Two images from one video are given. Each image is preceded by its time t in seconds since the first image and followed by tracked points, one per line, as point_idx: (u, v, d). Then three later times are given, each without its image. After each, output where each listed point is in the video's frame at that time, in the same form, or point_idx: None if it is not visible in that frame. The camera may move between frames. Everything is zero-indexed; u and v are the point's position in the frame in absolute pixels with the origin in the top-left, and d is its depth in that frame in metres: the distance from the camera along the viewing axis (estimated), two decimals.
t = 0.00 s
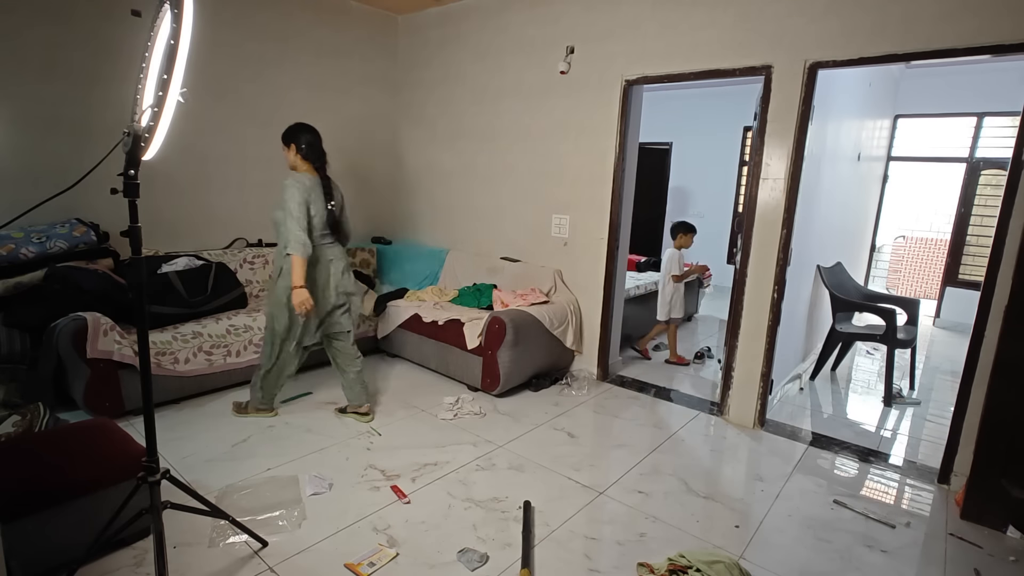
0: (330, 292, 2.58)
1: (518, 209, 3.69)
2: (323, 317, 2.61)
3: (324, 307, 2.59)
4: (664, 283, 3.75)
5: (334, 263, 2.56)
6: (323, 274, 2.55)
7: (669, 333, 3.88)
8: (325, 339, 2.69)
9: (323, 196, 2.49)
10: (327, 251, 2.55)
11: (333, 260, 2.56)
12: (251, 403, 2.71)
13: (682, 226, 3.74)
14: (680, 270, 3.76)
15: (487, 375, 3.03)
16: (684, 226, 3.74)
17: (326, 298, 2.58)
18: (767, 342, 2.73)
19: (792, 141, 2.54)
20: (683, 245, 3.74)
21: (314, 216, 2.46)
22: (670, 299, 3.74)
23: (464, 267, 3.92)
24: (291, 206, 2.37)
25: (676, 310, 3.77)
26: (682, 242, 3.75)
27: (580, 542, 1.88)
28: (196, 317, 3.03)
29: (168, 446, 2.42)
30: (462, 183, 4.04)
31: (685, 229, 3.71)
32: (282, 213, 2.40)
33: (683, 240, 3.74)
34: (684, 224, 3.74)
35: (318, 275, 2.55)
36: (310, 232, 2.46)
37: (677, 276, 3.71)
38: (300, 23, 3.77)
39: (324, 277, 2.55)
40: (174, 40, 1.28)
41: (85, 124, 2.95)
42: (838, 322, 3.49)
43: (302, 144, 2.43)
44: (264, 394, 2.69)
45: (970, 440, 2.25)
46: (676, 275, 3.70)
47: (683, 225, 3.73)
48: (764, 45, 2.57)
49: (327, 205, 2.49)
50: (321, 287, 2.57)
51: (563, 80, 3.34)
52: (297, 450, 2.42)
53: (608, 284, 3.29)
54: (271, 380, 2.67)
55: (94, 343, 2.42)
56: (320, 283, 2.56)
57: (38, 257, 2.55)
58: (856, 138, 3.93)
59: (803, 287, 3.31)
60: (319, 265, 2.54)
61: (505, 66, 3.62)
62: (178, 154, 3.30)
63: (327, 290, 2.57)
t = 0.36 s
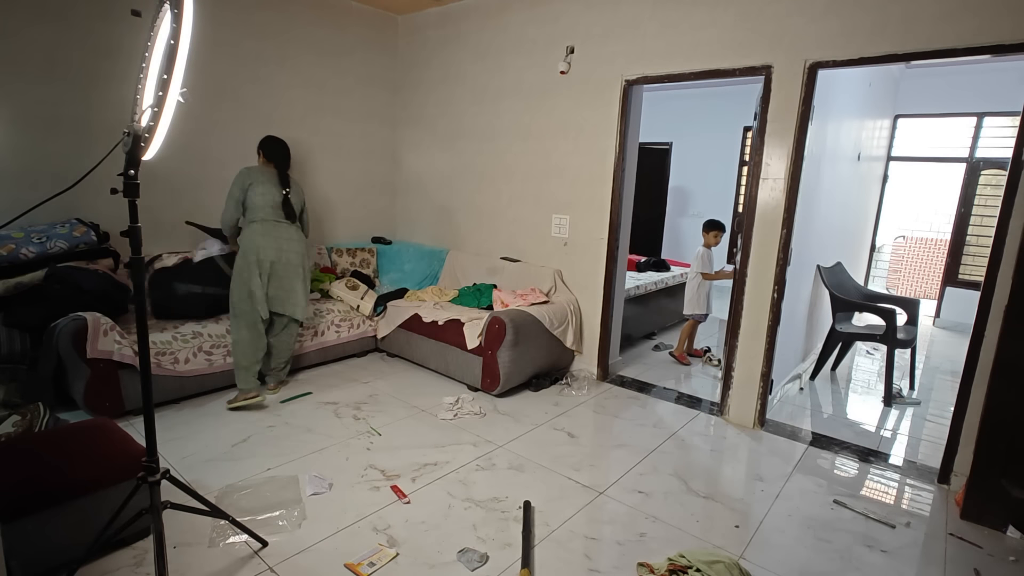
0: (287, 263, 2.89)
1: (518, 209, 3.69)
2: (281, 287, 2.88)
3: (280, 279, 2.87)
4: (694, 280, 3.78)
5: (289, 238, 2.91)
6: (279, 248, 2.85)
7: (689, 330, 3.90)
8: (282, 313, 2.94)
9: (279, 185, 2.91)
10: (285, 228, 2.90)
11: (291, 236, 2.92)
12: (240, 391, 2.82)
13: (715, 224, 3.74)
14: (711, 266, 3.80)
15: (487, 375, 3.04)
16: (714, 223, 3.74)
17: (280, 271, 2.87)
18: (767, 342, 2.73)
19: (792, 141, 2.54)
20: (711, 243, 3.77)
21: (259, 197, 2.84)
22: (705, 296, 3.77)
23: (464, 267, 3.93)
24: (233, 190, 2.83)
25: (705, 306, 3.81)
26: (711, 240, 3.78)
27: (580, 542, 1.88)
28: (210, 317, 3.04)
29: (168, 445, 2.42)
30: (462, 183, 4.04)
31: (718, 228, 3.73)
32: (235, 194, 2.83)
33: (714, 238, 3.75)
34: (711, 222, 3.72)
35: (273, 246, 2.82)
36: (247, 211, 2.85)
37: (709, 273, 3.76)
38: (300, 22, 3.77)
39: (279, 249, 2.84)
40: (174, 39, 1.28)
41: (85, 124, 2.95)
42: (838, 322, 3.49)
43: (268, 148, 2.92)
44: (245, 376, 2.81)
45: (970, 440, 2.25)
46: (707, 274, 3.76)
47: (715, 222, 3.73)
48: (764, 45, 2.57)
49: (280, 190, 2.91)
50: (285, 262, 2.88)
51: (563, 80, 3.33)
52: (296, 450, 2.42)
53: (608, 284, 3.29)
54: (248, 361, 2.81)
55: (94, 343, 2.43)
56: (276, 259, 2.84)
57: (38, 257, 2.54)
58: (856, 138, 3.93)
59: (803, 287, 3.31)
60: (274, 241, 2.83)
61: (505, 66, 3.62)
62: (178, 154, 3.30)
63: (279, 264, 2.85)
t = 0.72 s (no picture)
0: (240, 267, 2.83)
1: (518, 209, 3.69)
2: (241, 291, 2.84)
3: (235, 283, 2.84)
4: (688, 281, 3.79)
5: (239, 240, 2.84)
6: (227, 252, 2.81)
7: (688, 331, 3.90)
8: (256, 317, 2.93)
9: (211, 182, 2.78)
10: (233, 230, 2.84)
11: (240, 237, 2.84)
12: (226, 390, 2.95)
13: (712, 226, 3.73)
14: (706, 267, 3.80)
15: (487, 375, 3.04)
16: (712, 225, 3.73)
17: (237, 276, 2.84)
18: (767, 343, 2.73)
19: (792, 141, 2.54)
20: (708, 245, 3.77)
21: (202, 202, 2.80)
22: (696, 295, 3.77)
23: (464, 268, 3.93)
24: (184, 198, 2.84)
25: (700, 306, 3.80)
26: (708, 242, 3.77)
27: (580, 542, 1.88)
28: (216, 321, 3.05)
29: (168, 445, 2.42)
30: (462, 183, 4.04)
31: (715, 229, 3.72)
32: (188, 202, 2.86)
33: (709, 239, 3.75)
34: (709, 223, 3.72)
35: (222, 252, 2.80)
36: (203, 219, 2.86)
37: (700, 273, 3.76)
38: (300, 22, 3.77)
39: (228, 254, 2.81)
40: (174, 40, 1.28)
41: (85, 124, 2.95)
42: (838, 322, 3.49)
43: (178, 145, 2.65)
44: (230, 377, 2.89)
45: (970, 440, 2.25)
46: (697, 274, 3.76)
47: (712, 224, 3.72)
48: (764, 45, 2.57)
49: (214, 186, 2.78)
50: (239, 265, 2.84)
51: (564, 80, 3.33)
52: (296, 450, 2.42)
53: (608, 284, 3.29)
54: (231, 363, 2.88)
55: (94, 343, 2.43)
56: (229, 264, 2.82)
57: (38, 257, 2.52)
58: (856, 138, 3.93)
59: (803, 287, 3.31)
60: (223, 246, 2.80)
61: (505, 66, 3.62)
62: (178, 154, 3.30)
63: (233, 269, 2.83)
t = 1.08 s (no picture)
0: (250, 267, 2.85)
1: (518, 209, 3.69)
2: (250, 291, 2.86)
3: (247, 283, 2.85)
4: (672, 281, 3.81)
5: (249, 240, 2.86)
6: (235, 253, 2.80)
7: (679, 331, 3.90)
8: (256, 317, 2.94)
9: (208, 183, 2.78)
10: (241, 230, 2.84)
11: (249, 237, 2.86)
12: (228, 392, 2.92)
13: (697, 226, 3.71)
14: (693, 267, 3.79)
15: (487, 375, 3.04)
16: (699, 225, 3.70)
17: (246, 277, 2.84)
18: (767, 343, 2.73)
19: (792, 141, 2.54)
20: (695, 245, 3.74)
21: (203, 204, 2.76)
22: (681, 295, 3.81)
23: (464, 268, 3.93)
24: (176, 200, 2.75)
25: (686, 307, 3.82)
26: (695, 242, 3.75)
27: (580, 541, 1.88)
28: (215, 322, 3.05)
29: (168, 445, 2.42)
30: (462, 183, 4.04)
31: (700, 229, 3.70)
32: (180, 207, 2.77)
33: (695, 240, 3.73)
34: (694, 223, 3.71)
35: (231, 253, 2.79)
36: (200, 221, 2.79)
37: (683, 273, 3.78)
38: (300, 23, 3.77)
39: (237, 254, 2.80)
40: (174, 40, 1.28)
41: (85, 125, 2.95)
42: (838, 322, 3.49)
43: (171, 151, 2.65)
44: (230, 377, 2.89)
45: (970, 440, 2.25)
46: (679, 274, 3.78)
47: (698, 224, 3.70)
48: (764, 45, 2.57)
49: (211, 188, 2.79)
50: (247, 265, 2.85)
51: (564, 80, 3.33)
52: (296, 450, 2.42)
53: (608, 284, 3.29)
54: (234, 364, 2.88)
55: (94, 343, 2.43)
56: (238, 265, 2.81)
57: (38, 257, 2.52)
58: (856, 138, 3.93)
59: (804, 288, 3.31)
60: (231, 247, 2.79)
61: (504, 66, 3.63)
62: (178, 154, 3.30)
63: (241, 269, 2.83)
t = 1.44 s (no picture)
0: (262, 268, 2.87)
1: (518, 209, 3.69)
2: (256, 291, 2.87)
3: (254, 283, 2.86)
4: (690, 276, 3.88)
5: (265, 240, 2.87)
6: (250, 251, 2.83)
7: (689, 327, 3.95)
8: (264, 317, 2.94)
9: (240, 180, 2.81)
10: (259, 230, 2.86)
11: (266, 238, 2.88)
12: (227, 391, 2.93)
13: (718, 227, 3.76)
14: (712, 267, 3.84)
15: (487, 375, 3.04)
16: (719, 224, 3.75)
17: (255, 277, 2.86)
18: (767, 343, 2.73)
19: (792, 141, 2.54)
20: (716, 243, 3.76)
21: (228, 199, 2.81)
22: (695, 291, 3.88)
23: (464, 268, 3.93)
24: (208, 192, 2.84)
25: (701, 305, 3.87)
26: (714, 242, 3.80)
27: (580, 542, 1.88)
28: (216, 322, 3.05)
29: (168, 445, 2.42)
30: (462, 183, 4.04)
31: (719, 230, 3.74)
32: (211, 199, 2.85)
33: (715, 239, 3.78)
34: (717, 223, 3.75)
35: (246, 250, 2.82)
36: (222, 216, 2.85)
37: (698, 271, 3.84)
38: (300, 22, 3.77)
39: (252, 253, 2.83)
40: (174, 40, 1.28)
41: (85, 125, 2.95)
42: (838, 322, 3.49)
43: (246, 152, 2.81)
44: (230, 377, 2.89)
45: (970, 440, 2.25)
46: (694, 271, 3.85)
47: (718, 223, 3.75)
48: (764, 45, 2.57)
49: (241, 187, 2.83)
50: (261, 265, 2.87)
51: (564, 80, 3.33)
52: (296, 450, 2.42)
53: (608, 284, 3.29)
54: (236, 363, 2.89)
55: (94, 343, 2.43)
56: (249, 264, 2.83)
57: (38, 257, 2.52)
58: (857, 138, 3.93)
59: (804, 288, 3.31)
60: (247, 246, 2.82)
61: (504, 66, 3.63)
62: (178, 154, 3.30)
63: (251, 269, 2.84)
